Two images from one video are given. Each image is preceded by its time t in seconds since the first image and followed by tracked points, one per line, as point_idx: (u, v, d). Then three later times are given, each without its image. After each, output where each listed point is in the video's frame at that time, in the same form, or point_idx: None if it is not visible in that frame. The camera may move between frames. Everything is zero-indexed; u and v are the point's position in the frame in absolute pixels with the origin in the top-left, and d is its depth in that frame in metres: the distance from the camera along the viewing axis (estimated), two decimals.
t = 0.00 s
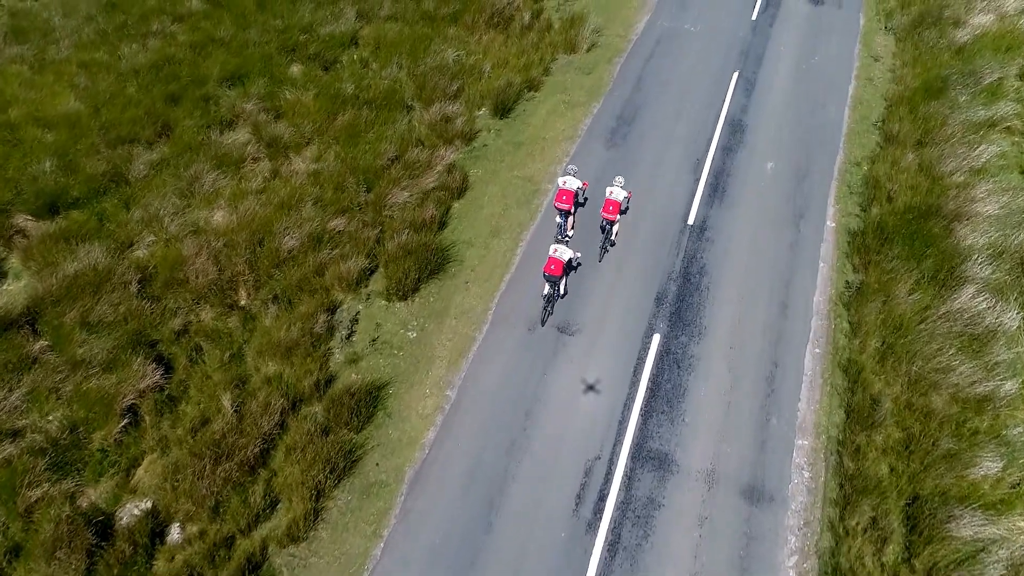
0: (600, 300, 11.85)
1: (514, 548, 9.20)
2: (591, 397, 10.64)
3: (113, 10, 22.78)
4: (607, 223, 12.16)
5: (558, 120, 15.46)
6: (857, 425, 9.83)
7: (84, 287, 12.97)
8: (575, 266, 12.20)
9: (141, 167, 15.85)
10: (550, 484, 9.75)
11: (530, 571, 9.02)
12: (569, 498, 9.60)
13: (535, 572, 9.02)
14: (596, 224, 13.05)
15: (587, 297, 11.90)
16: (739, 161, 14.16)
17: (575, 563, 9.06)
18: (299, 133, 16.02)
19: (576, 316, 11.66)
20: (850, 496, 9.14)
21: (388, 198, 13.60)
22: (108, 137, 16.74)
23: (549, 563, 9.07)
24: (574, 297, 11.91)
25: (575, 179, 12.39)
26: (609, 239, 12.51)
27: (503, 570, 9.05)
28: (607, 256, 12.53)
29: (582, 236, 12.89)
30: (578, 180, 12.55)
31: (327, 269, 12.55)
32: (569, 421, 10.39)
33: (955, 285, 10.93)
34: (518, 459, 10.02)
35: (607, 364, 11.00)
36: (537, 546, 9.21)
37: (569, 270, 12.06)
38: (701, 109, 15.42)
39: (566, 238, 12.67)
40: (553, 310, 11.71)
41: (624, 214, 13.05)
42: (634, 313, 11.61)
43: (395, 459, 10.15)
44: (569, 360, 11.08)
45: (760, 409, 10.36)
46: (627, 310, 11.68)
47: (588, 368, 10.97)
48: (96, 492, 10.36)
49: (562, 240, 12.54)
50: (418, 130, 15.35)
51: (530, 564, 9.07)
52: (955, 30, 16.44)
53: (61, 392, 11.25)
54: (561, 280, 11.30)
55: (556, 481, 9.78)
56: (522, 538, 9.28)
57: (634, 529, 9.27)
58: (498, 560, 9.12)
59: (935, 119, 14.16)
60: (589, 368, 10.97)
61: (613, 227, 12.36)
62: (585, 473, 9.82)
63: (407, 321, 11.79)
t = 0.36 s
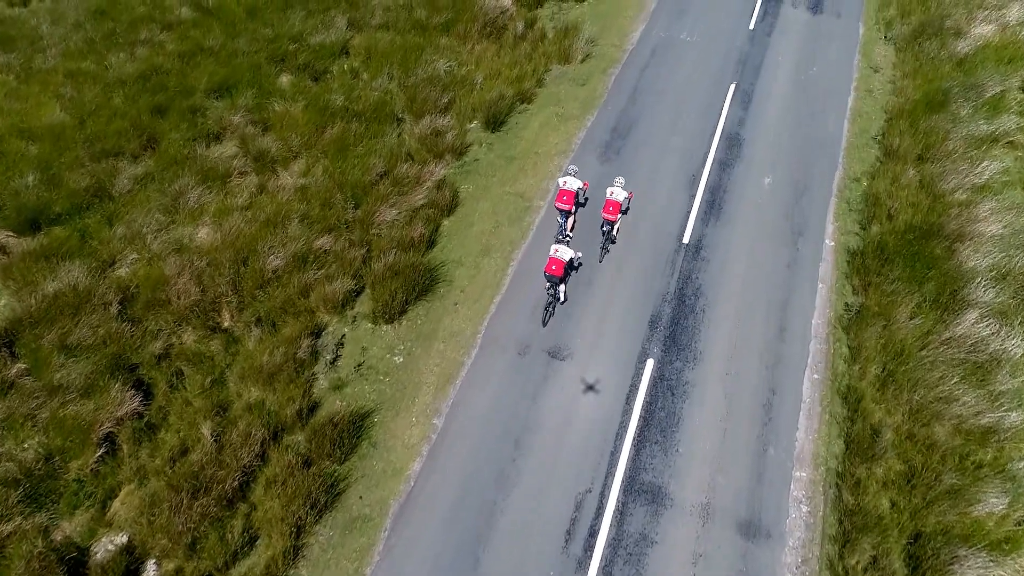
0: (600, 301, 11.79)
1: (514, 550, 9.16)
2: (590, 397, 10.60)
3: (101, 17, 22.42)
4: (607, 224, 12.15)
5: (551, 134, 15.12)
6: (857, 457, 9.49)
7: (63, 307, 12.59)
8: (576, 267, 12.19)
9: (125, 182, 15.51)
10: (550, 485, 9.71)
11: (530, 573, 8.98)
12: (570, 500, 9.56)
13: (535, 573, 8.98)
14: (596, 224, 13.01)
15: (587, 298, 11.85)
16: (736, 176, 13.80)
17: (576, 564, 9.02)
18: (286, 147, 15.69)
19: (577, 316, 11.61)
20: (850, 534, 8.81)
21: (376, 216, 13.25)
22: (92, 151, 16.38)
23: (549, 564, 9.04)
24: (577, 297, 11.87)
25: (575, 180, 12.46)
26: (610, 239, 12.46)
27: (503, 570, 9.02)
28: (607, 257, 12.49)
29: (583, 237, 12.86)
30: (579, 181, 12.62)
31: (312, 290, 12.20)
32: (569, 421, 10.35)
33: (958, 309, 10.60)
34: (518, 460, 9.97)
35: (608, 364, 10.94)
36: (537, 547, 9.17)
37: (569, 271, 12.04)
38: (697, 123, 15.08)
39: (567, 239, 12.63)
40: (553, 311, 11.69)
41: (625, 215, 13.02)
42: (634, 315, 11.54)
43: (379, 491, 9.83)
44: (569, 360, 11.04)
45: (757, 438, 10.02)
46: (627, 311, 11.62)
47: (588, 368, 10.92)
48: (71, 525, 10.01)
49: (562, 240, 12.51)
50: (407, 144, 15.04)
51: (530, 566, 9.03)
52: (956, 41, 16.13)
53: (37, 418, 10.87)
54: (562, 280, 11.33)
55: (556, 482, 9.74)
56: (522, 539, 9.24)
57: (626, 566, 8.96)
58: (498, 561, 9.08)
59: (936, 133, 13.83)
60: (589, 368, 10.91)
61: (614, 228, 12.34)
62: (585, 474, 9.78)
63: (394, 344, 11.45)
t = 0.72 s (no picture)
0: (600, 302, 11.78)
1: (513, 549, 9.15)
2: (589, 397, 10.59)
3: (88, 25, 22.03)
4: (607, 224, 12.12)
5: (542, 149, 14.78)
6: (857, 491, 9.16)
7: (39, 330, 12.18)
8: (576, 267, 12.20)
9: (108, 199, 15.14)
10: (548, 485, 9.72)
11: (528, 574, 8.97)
12: (568, 499, 9.55)
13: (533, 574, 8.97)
14: (596, 223, 13.02)
15: (588, 299, 11.84)
16: (733, 192, 13.47)
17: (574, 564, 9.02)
18: (273, 161, 15.34)
19: (577, 318, 11.61)
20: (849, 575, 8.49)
21: (362, 234, 12.91)
22: (75, 165, 15.98)
23: (547, 564, 9.03)
24: (577, 298, 11.87)
25: (575, 180, 12.49)
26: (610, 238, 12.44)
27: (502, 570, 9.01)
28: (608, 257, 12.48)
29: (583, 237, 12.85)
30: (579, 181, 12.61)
31: (296, 312, 11.85)
32: (568, 421, 10.34)
33: (960, 335, 10.28)
34: (517, 460, 9.98)
35: (607, 365, 10.95)
36: (536, 547, 9.17)
37: (569, 271, 12.05)
38: (693, 137, 14.76)
39: (567, 239, 12.64)
40: (555, 312, 11.68)
41: (625, 214, 13.00)
42: (633, 317, 11.52)
43: (362, 527, 9.49)
44: (569, 360, 11.05)
45: (753, 469, 9.70)
46: (626, 313, 11.60)
47: (587, 369, 10.92)
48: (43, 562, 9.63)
49: (563, 240, 12.52)
50: (396, 159, 14.73)
51: (529, 566, 9.02)
52: (957, 52, 15.82)
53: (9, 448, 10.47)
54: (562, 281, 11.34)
55: (555, 482, 9.74)
56: (521, 539, 9.24)
57: None
58: (497, 560, 9.08)
59: (937, 148, 13.51)
60: (588, 369, 10.91)
61: (614, 228, 12.33)
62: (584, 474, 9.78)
63: (379, 370, 11.12)
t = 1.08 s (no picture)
0: (600, 303, 11.75)
1: (514, 549, 9.14)
2: (589, 396, 10.58)
3: (76, 33, 21.64)
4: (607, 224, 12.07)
5: (533, 165, 14.41)
6: (857, 529, 8.82)
7: (14, 353, 11.75)
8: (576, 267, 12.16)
9: (90, 215, 14.74)
10: (549, 484, 9.71)
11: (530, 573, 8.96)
12: (569, 499, 9.55)
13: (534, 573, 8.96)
14: (596, 223, 13.03)
15: (587, 300, 11.79)
16: (729, 210, 13.14)
17: (575, 563, 9.01)
18: (259, 176, 14.99)
19: (577, 318, 11.58)
20: None
21: (348, 254, 12.58)
22: (57, 179, 15.56)
23: (549, 563, 9.03)
24: (576, 297, 11.87)
25: (576, 180, 12.38)
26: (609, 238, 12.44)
27: (503, 569, 9.00)
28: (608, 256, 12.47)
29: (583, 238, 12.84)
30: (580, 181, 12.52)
31: (279, 336, 11.51)
32: (569, 420, 10.33)
33: (962, 362, 9.95)
34: (518, 459, 9.96)
35: (607, 364, 10.94)
36: (537, 546, 9.16)
37: (569, 271, 12.00)
38: (688, 151, 14.42)
39: (567, 239, 12.63)
40: (556, 313, 11.63)
41: (625, 214, 12.98)
42: (633, 318, 11.49)
43: (343, 565, 9.16)
44: (569, 360, 11.04)
45: (749, 504, 9.36)
46: (626, 314, 11.57)
47: (587, 368, 10.91)
48: None
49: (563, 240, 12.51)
50: (384, 174, 14.43)
51: (530, 566, 9.01)
52: (957, 64, 15.50)
53: None
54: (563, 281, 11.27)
55: (556, 481, 9.73)
56: (522, 539, 9.22)
57: None
58: (498, 560, 9.07)
59: (938, 164, 13.18)
60: (588, 368, 10.90)
61: (614, 228, 12.28)
62: (585, 474, 9.77)
63: (364, 397, 10.77)
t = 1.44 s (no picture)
0: (601, 303, 11.73)
1: (514, 550, 9.13)
2: (588, 396, 10.55)
3: (63, 41, 21.22)
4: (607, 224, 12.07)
5: (524, 179, 14.10)
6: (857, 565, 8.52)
7: None
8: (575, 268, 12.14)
9: (73, 231, 14.34)
10: (549, 484, 9.69)
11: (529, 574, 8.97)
12: (569, 499, 9.53)
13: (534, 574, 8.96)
14: (596, 223, 13.03)
15: (588, 300, 11.77)
16: (725, 226, 12.84)
17: (575, 564, 9.00)
18: (245, 191, 14.66)
19: (578, 318, 11.55)
20: None
21: (335, 273, 12.28)
22: (39, 193, 15.10)
23: (549, 564, 9.03)
24: (576, 296, 11.85)
25: (576, 180, 12.35)
26: (609, 238, 12.43)
27: (503, 570, 9.00)
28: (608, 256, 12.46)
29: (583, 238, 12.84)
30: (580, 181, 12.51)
31: (263, 359, 11.19)
32: (569, 420, 10.30)
33: (965, 389, 9.66)
34: (518, 459, 9.94)
35: (607, 364, 10.91)
36: (537, 547, 9.16)
37: (569, 271, 11.97)
38: (684, 164, 14.13)
39: (567, 239, 12.61)
40: (557, 313, 11.61)
41: (625, 214, 12.99)
42: (633, 318, 11.47)
43: None
44: (569, 359, 11.01)
45: (746, 537, 9.06)
46: (626, 314, 11.54)
47: (587, 368, 10.88)
48: None
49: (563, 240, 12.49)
50: (374, 189, 14.14)
51: (530, 567, 9.01)
52: (958, 75, 15.21)
53: None
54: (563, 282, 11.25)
55: (556, 482, 9.71)
56: (522, 539, 9.22)
57: None
58: (498, 560, 9.07)
59: (939, 179, 12.88)
60: (588, 368, 10.88)
61: (614, 228, 12.29)
62: (585, 474, 9.75)
63: (349, 424, 10.46)
